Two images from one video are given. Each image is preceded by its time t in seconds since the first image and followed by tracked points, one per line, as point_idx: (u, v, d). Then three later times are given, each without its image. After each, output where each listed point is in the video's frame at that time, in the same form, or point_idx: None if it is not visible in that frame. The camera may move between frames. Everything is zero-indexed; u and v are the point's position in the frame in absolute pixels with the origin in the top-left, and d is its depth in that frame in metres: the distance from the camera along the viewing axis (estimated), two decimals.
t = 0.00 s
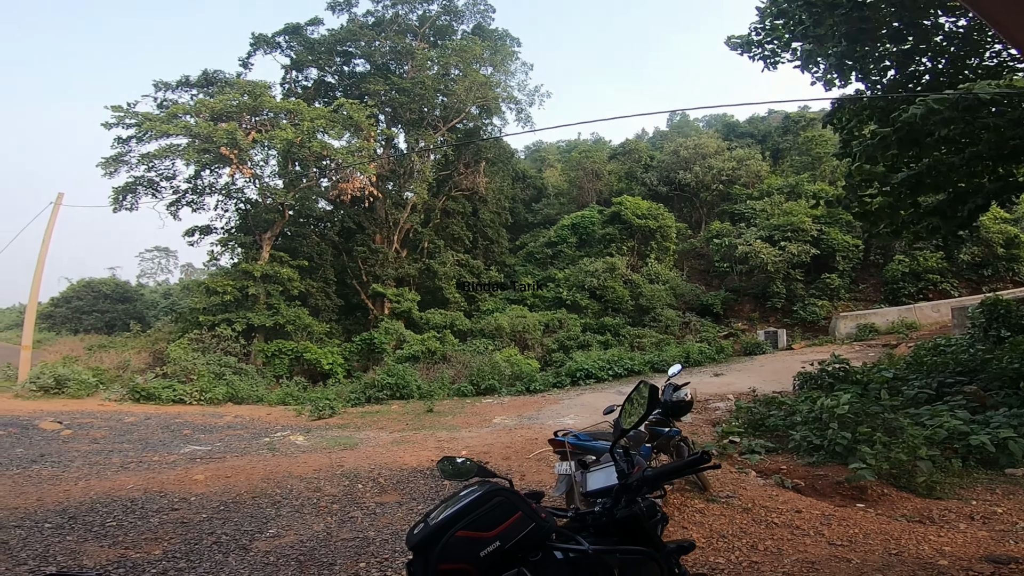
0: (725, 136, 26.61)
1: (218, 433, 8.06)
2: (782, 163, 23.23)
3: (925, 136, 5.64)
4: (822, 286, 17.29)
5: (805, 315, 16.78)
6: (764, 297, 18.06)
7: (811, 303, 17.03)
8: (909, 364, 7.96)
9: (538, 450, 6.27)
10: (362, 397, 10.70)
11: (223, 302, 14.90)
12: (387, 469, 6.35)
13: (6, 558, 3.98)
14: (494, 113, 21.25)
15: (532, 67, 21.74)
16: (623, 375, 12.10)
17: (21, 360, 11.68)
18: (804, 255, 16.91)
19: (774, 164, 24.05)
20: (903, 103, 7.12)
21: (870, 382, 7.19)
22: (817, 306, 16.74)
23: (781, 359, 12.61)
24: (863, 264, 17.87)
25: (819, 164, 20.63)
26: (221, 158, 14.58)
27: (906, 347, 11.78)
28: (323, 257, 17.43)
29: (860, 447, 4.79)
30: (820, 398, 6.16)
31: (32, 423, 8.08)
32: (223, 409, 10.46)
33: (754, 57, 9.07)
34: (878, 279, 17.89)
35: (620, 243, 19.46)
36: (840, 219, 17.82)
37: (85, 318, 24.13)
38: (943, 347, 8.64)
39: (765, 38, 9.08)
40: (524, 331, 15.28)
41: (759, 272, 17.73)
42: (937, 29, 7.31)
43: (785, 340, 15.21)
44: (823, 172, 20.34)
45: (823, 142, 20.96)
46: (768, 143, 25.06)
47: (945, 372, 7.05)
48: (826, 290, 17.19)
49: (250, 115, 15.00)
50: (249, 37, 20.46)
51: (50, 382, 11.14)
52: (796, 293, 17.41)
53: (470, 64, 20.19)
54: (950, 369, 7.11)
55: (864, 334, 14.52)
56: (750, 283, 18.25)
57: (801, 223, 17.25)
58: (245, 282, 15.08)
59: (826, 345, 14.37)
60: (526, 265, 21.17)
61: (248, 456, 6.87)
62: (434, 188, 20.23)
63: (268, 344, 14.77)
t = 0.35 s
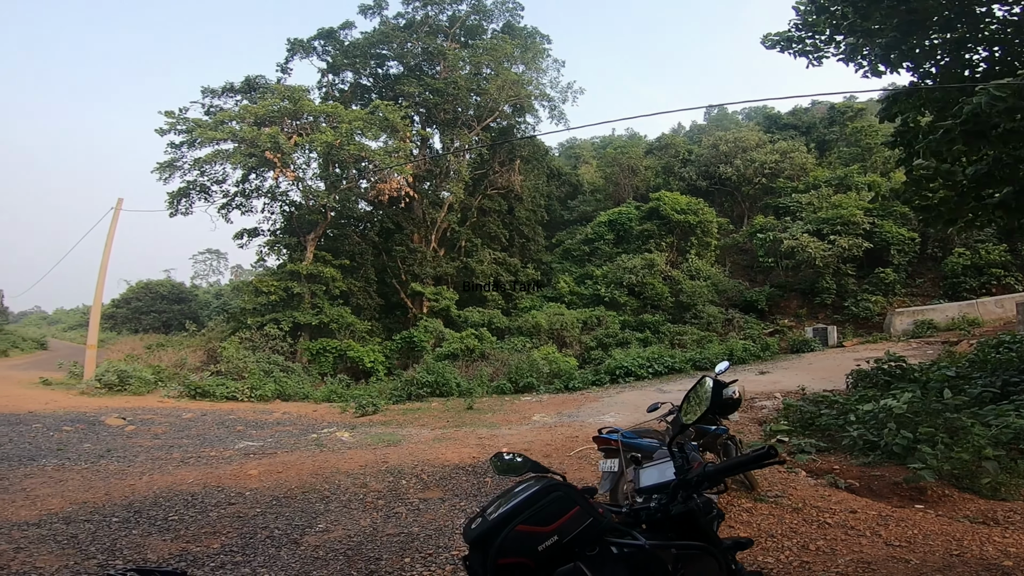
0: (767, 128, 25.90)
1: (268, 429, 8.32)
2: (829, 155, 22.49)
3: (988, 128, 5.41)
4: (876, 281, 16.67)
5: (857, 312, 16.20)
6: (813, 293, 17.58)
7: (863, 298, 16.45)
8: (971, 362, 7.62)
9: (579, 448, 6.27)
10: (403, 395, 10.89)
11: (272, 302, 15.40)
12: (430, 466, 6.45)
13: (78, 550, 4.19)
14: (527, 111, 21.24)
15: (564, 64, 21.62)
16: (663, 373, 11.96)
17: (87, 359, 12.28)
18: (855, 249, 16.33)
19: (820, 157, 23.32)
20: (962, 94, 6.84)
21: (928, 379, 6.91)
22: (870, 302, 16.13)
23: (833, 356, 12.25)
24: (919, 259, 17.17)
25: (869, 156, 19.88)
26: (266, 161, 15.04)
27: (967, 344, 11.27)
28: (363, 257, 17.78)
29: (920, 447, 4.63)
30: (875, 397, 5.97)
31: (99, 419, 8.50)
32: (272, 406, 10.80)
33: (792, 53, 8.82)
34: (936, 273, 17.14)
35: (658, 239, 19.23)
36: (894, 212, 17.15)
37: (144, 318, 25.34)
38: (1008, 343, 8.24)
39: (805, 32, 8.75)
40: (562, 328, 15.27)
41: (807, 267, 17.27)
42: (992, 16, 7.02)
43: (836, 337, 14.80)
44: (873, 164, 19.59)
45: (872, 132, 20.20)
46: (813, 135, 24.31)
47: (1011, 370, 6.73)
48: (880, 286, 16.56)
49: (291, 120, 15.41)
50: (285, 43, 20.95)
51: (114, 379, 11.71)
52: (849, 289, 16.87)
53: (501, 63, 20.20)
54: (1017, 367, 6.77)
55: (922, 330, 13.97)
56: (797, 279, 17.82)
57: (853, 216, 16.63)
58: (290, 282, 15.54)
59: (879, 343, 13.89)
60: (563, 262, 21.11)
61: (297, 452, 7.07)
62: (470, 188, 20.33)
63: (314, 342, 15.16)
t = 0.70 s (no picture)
0: (808, 122, 25.14)
1: (311, 426, 8.52)
2: (876, 148, 21.69)
3: None
4: (929, 278, 16.01)
5: (909, 310, 15.58)
6: (861, 290, 17.05)
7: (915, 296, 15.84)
8: None
9: (617, 447, 6.24)
10: (439, 393, 11.03)
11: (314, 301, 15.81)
12: (468, 464, 6.51)
13: (136, 544, 4.36)
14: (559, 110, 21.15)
15: (595, 61, 21.46)
16: (701, 373, 11.78)
17: (142, 358, 12.75)
18: (907, 245, 15.68)
19: (867, 150, 22.55)
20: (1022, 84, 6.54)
21: (987, 380, 6.60)
22: (924, 300, 15.48)
23: (885, 356, 11.82)
24: (975, 254, 16.44)
25: (919, 149, 19.10)
26: (306, 164, 15.40)
27: None
28: (399, 257, 18.04)
29: (980, 449, 4.44)
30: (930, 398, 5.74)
31: (153, 416, 8.85)
32: (314, 404, 11.06)
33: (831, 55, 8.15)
34: (994, 269, 16.36)
35: (696, 237, 18.91)
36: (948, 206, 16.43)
37: (193, 318, 26.34)
38: None
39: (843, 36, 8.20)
40: (598, 327, 15.18)
41: (856, 264, 16.76)
42: None
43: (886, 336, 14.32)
44: (924, 156, 18.81)
45: (921, 123, 19.40)
46: (858, 128, 23.52)
47: None
48: (934, 283, 15.91)
49: (328, 123, 15.73)
50: (319, 48, 21.38)
51: (167, 377, 12.17)
52: (900, 286, 16.28)
53: (532, 62, 20.12)
54: None
55: (981, 330, 13.48)
56: (845, 277, 17.36)
57: (905, 211, 15.98)
58: (330, 282, 15.90)
59: (933, 343, 13.36)
60: (598, 260, 20.99)
61: (339, 449, 7.23)
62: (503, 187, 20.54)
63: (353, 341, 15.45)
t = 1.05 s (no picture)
0: (840, 116, 24.50)
1: (343, 425, 8.66)
2: (914, 142, 21.06)
3: None
4: (972, 274, 15.48)
5: (952, 308, 15.10)
6: (901, 287, 16.60)
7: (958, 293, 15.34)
8: None
9: (648, 447, 6.21)
10: (467, 392, 11.11)
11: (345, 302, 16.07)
12: (498, 462, 6.54)
13: (180, 541, 4.50)
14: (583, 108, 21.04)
15: (617, 58, 21.30)
16: (733, 372, 11.62)
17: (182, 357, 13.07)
18: (949, 240, 15.18)
19: (904, 144, 21.92)
20: None
21: None
22: (968, 296, 14.97)
23: (926, 356, 11.46)
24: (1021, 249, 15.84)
25: (960, 141, 18.47)
26: (334, 166, 15.65)
27: None
28: (426, 258, 18.20)
29: None
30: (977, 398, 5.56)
31: (193, 414, 9.11)
32: (345, 403, 11.22)
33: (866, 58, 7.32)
34: None
35: (726, 234, 18.64)
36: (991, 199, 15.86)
37: (228, 319, 27.00)
38: None
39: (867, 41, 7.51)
40: (625, 326, 15.09)
41: (895, 260, 16.31)
42: None
43: (927, 335, 13.91)
44: (964, 149, 18.18)
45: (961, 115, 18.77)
46: (894, 122, 22.87)
47: None
48: (977, 279, 15.38)
49: (355, 125, 15.93)
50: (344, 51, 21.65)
51: (205, 377, 12.49)
52: (942, 283, 15.78)
53: (554, 61, 19.96)
54: None
55: None
56: (883, 274, 16.94)
57: (947, 204, 15.46)
58: (361, 283, 16.12)
59: (977, 342, 12.94)
60: (624, 259, 20.87)
61: (372, 447, 7.34)
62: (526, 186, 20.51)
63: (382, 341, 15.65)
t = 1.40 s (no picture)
0: (878, 107, 23.73)
1: (381, 425, 8.80)
2: (958, 131, 20.34)
3: None
4: None
5: (1005, 301, 14.53)
6: (950, 281, 16.06)
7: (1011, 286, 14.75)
8: None
9: (686, 445, 6.17)
10: (500, 392, 11.19)
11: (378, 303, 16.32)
12: (533, 462, 6.55)
13: (231, 540, 4.66)
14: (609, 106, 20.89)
15: (643, 54, 21.10)
16: (773, 370, 11.41)
17: (226, 360, 13.43)
18: (1000, 232, 14.58)
19: (948, 134, 21.19)
20: None
21: None
22: (1021, 289, 14.35)
23: (977, 352, 11.05)
24: None
25: (1009, 129, 17.73)
26: (365, 170, 15.91)
27: None
28: (457, 259, 18.37)
29: None
30: None
31: (238, 415, 9.37)
32: (381, 403, 11.38)
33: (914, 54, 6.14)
34: None
35: (762, 229, 18.29)
36: None
37: (267, 322, 27.67)
38: None
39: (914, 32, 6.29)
40: (659, 325, 14.96)
41: (942, 253, 15.79)
42: None
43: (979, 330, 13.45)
44: (1013, 136, 17.44)
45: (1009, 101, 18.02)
46: (936, 112, 22.14)
47: None
48: None
49: (384, 128, 16.14)
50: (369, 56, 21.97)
51: (248, 378, 12.82)
52: (995, 276, 15.20)
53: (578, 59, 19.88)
54: None
55: None
56: (929, 267, 16.42)
57: (997, 194, 14.87)
58: (394, 284, 16.33)
59: None
60: (655, 256, 20.69)
61: (410, 447, 7.43)
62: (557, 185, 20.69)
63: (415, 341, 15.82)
